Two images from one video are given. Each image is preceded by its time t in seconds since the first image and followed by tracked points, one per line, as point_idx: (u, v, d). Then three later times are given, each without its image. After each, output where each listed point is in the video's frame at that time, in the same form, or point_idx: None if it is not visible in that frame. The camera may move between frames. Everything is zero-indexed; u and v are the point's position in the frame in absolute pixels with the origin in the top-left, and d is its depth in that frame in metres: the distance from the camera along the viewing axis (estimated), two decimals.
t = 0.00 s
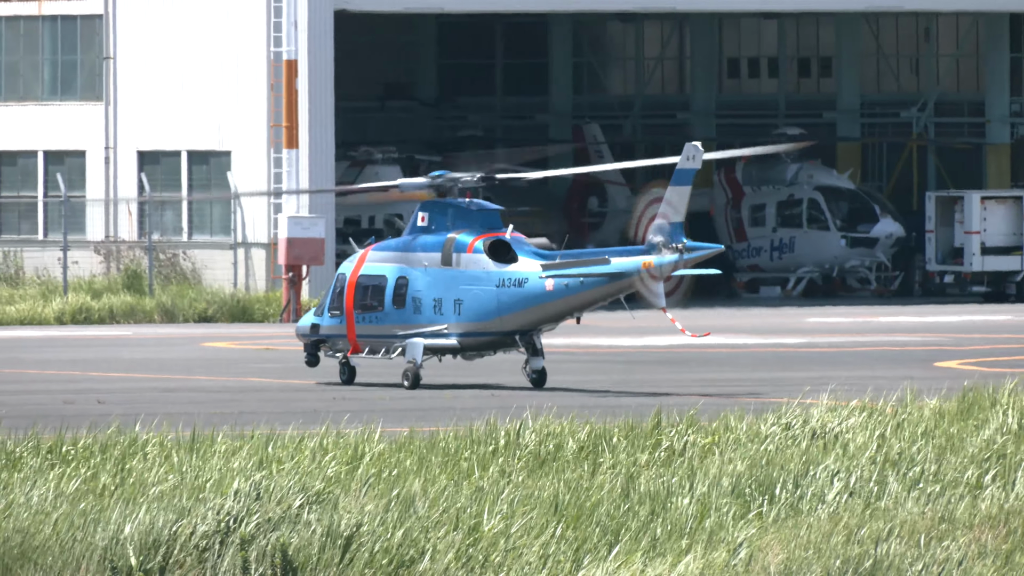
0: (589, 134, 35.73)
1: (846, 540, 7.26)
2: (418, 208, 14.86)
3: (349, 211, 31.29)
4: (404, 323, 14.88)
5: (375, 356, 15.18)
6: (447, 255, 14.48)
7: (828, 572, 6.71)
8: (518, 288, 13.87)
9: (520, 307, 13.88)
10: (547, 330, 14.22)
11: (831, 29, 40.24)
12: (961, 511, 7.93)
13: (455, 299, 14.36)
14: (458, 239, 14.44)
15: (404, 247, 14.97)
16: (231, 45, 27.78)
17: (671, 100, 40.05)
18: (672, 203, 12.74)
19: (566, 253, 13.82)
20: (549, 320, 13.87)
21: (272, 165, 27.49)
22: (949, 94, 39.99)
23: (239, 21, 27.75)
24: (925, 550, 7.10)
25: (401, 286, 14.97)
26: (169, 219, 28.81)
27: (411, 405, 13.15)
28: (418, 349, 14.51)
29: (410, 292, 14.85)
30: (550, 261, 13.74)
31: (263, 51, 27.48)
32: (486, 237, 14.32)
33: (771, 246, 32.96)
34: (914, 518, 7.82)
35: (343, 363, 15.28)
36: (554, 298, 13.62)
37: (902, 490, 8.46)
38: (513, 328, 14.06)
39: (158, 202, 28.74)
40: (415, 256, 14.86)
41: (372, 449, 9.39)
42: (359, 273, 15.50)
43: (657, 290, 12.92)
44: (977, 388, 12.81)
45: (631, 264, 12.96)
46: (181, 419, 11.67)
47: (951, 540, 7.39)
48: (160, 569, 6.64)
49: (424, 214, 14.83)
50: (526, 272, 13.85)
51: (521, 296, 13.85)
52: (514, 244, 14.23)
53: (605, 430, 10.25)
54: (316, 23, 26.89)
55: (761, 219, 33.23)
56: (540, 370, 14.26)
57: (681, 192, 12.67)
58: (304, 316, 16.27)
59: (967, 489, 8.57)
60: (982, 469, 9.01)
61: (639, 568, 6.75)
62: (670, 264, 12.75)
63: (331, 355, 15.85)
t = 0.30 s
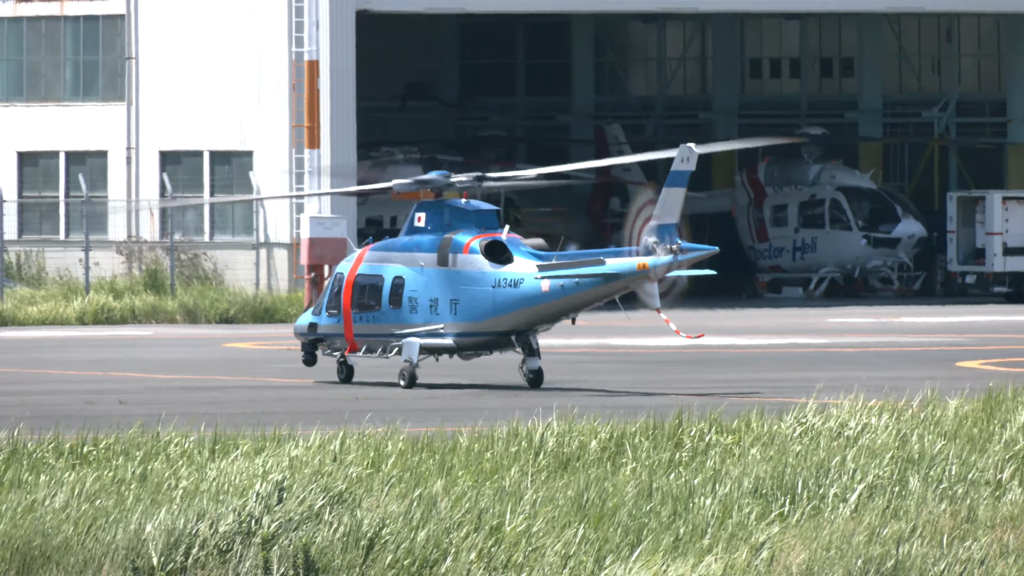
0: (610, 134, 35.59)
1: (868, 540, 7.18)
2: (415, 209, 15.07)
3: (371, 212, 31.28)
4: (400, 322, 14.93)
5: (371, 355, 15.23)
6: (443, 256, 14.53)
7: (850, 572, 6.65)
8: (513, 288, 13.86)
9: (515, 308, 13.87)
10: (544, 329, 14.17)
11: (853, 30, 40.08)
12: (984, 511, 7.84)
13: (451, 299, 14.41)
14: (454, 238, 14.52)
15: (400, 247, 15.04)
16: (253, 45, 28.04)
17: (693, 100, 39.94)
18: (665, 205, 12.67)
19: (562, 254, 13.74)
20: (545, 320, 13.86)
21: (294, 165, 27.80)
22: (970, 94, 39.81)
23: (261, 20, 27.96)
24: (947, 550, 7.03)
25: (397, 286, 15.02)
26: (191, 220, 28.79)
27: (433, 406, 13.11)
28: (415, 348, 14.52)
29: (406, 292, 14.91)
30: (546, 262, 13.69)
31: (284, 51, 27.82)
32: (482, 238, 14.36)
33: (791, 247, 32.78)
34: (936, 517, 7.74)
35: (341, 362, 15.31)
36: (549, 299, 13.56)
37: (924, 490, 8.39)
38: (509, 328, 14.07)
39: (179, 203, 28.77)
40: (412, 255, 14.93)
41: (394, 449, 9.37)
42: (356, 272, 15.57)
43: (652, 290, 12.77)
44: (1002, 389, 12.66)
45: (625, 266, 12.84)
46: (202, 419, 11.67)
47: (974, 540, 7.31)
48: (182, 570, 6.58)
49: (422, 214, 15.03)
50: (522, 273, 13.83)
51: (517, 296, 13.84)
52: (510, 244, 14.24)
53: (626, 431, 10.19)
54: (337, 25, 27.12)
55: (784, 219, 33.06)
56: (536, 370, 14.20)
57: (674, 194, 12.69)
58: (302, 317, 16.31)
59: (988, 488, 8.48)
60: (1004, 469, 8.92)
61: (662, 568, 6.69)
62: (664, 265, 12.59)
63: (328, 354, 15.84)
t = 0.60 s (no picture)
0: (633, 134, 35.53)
1: (891, 540, 7.11)
2: (414, 207, 14.88)
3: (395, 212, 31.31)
4: (399, 321, 14.99)
5: (370, 354, 15.26)
6: (442, 254, 14.57)
7: (873, 572, 6.60)
8: (512, 286, 13.90)
9: (514, 306, 13.93)
10: (542, 328, 14.22)
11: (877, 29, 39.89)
12: (1010, 511, 7.76)
13: (450, 298, 14.48)
14: (453, 237, 14.53)
15: (398, 246, 15.09)
16: (278, 46, 28.13)
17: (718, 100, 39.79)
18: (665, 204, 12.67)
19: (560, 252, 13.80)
20: (544, 319, 13.91)
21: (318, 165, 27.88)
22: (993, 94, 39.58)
23: (285, 22, 28.05)
24: (972, 550, 6.97)
25: (395, 285, 15.07)
26: (215, 219, 28.96)
27: (457, 405, 13.09)
28: (413, 347, 14.56)
29: (405, 291, 14.96)
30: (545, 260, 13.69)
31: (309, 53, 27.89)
32: (480, 236, 14.38)
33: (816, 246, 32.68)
34: (961, 517, 7.65)
35: (341, 362, 15.37)
36: (548, 297, 13.63)
37: (947, 490, 8.32)
38: (508, 327, 14.13)
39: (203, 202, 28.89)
40: (410, 254, 14.97)
41: (419, 448, 9.35)
42: (354, 272, 15.63)
43: (651, 287, 12.77)
44: None
45: (625, 262, 12.91)
46: (227, 418, 11.67)
47: (999, 539, 7.24)
48: (207, 569, 6.57)
49: (420, 212, 14.82)
50: (520, 272, 13.87)
51: (516, 294, 13.89)
52: (509, 243, 14.27)
53: (650, 430, 10.13)
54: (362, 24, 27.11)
55: (807, 219, 33.00)
56: (535, 369, 14.23)
57: (674, 191, 12.55)
58: (301, 316, 16.33)
59: (1016, 488, 8.39)
60: None
61: (686, 568, 6.64)
62: (664, 262, 12.56)
63: (328, 353, 15.85)
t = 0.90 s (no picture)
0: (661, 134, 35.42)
1: (918, 540, 7.03)
2: (414, 207, 15.01)
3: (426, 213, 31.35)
4: (400, 320, 14.95)
5: (370, 352, 15.22)
6: (443, 253, 14.58)
7: (901, 572, 6.52)
8: (514, 285, 13.92)
9: (515, 305, 13.94)
10: (544, 327, 14.21)
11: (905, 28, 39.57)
12: None
13: (451, 297, 14.45)
14: (454, 236, 14.55)
15: (398, 245, 15.15)
16: (305, 46, 28.21)
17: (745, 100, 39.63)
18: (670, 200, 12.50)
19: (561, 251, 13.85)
20: (545, 317, 13.89)
21: (345, 165, 27.97)
22: None
23: (312, 22, 28.11)
24: (1002, 551, 6.88)
25: (395, 284, 15.05)
26: (242, 219, 29.08)
27: (484, 405, 13.02)
28: (415, 345, 14.48)
29: (405, 290, 14.93)
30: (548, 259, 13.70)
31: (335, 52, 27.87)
32: (482, 235, 14.43)
33: (842, 246, 32.62)
34: (989, 517, 7.54)
35: (338, 360, 15.33)
36: (551, 295, 13.63)
37: (974, 490, 8.24)
38: (509, 325, 14.12)
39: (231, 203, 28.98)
40: (411, 253, 14.98)
41: (448, 449, 9.29)
42: (354, 271, 15.65)
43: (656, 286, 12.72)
44: None
45: (629, 260, 12.89)
46: (254, 419, 11.66)
47: None
48: (235, 569, 6.52)
49: (420, 212, 14.96)
50: (522, 270, 13.91)
51: (518, 293, 13.90)
52: (511, 242, 14.31)
53: (678, 431, 10.02)
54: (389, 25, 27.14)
55: (834, 219, 32.79)
56: (535, 369, 14.17)
57: (679, 190, 12.46)
58: (299, 314, 16.40)
59: None
60: None
61: (713, 568, 6.56)
62: (667, 261, 12.45)
63: (325, 351, 15.88)
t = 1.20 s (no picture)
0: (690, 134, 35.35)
1: (945, 540, 6.96)
2: (415, 205, 15.06)
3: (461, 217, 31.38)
4: (399, 319, 14.91)
5: (368, 351, 15.22)
6: (443, 252, 14.56)
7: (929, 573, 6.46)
8: (516, 285, 13.91)
9: (517, 305, 13.93)
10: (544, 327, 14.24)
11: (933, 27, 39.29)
12: None
13: (452, 296, 14.43)
14: (454, 235, 14.54)
15: (399, 245, 15.11)
16: (332, 46, 28.24)
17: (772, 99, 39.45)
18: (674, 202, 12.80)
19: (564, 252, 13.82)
20: (546, 317, 13.88)
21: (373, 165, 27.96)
22: None
23: (340, 21, 28.13)
24: None
25: (395, 283, 15.01)
26: (270, 220, 29.21)
27: (510, 405, 12.98)
28: (415, 344, 14.44)
29: (405, 289, 14.90)
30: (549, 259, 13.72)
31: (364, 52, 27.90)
32: (483, 234, 14.40)
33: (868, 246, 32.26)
34: (1018, 518, 7.45)
35: (336, 358, 15.35)
36: (553, 296, 13.60)
37: (1002, 490, 8.15)
38: (510, 325, 14.13)
39: (259, 203, 29.11)
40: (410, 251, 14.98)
41: (475, 449, 9.25)
42: (354, 270, 15.59)
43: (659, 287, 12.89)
44: None
45: (633, 262, 12.90)
46: (282, 419, 11.66)
47: None
48: (262, 569, 6.48)
49: (421, 210, 15.01)
50: (524, 271, 13.88)
51: (519, 292, 13.90)
52: (512, 242, 14.29)
53: (706, 431, 9.95)
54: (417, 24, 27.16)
55: (862, 219, 32.39)
56: (534, 367, 14.28)
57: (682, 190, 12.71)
58: (296, 313, 16.40)
59: None
60: None
61: (741, 568, 6.52)
62: (672, 262, 12.69)
63: (323, 350, 15.83)
